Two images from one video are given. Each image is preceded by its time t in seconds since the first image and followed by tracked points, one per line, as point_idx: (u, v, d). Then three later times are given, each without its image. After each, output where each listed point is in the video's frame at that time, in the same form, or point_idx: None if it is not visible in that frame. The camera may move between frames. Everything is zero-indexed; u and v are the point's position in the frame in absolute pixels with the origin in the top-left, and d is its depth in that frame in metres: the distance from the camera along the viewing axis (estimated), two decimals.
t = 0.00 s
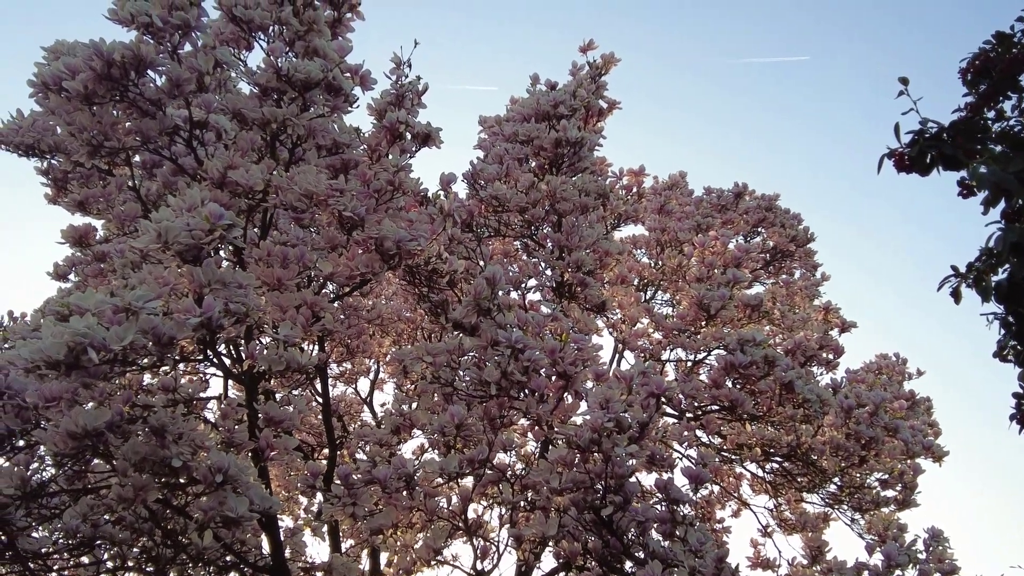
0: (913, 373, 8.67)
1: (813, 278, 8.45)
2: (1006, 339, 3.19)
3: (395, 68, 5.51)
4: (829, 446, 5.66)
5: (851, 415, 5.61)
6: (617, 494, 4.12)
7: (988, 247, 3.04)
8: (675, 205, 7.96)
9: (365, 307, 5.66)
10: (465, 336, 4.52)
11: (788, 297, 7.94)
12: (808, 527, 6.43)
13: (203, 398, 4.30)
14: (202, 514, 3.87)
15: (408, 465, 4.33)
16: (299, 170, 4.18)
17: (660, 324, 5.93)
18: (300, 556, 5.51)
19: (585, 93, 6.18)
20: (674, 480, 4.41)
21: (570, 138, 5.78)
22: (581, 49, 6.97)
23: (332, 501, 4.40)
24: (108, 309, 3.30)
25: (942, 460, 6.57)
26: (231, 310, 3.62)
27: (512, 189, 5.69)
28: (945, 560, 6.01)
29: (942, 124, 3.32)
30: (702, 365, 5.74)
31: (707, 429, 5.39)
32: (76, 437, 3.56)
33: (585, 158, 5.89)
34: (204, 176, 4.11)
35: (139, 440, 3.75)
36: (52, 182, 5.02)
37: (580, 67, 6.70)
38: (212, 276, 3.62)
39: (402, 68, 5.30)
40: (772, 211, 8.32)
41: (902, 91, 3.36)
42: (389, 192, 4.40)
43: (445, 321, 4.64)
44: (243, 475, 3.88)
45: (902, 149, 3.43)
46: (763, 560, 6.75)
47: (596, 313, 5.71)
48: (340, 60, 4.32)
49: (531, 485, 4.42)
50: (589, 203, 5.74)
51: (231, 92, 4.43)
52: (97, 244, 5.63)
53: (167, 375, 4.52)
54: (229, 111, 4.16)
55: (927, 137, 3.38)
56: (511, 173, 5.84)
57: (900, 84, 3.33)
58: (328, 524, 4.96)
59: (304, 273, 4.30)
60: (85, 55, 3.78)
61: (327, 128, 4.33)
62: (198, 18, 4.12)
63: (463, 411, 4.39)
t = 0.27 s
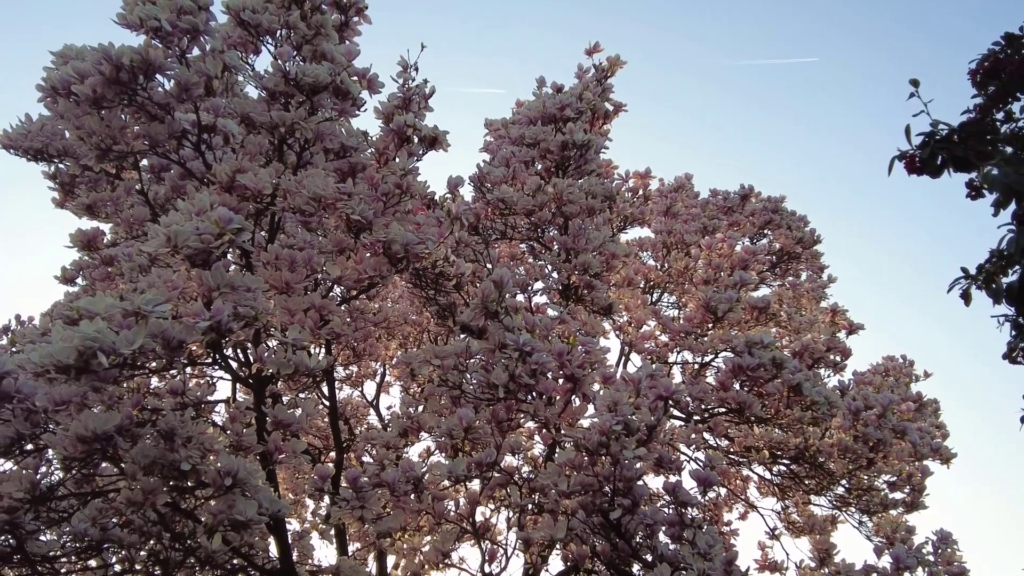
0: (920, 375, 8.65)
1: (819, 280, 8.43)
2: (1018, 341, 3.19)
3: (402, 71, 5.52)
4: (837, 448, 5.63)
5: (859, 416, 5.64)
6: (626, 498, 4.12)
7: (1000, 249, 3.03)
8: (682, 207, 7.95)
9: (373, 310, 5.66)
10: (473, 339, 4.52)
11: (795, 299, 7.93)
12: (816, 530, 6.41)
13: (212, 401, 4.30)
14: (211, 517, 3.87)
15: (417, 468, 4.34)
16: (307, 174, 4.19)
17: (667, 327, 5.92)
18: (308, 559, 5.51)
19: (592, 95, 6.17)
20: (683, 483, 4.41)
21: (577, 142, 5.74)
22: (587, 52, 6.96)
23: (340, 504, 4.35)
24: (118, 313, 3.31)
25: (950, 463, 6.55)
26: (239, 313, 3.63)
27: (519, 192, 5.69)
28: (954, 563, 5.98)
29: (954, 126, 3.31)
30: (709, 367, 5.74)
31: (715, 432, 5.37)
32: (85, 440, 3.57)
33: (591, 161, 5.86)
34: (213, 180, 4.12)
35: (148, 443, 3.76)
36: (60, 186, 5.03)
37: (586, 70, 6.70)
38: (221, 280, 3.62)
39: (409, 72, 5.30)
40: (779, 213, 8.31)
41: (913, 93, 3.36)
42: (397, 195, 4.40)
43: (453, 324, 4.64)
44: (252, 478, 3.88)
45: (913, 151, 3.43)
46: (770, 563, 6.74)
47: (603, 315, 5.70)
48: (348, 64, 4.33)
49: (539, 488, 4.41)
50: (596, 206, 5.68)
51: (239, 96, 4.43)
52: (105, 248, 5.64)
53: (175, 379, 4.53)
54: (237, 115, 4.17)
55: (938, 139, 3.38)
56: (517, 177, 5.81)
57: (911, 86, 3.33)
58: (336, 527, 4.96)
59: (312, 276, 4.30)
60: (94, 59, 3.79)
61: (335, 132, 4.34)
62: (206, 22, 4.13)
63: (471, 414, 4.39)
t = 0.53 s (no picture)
0: (928, 376, 8.63)
1: (827, 281, 8.42)
2: None
3: (409, 74, 5.52)
4: (846, 450, 5.57)
5: (868, 418, 5.63)
6: (635, 500, 4.12)
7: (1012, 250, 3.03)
8: (689, 209, 7.94)
9: (379, 312, 5.67)
10: (481, 341, 4.51)
11: (802, 301, 7.91)
12: (825, 531, 6.40)
13: (221, 404, 4.31)
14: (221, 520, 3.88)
15: (426, 471, 4.33)
16: (315, 177, 4.20)
17: (675, 329, 5.91)
18: (317, 561, 5.52)
19: (599, 98, 6.15)
20: (692, 485, 4.40)
21: (584, 145, 5.70)
22: (593, 54, 6.96)
23: (349, 506, 4.37)
24: (128, 317, 3.32)
25: (959, 464, 6.53)
26: (249, 316, 3.65)
27: (526, 194, 5.69)
28: (964, 565, 5.96)
29: (965, 127, 3.31)
30: (717, 369, 5.73)
31: (723, 434, 5.36)
32: (96, 444, 3.59)
33: (598, 163, 5.84)
34: (222, 183, 4.13)
35: (158, 446, 3.76)
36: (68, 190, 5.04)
37: (593, 72, 6.69)
38: (231, 283, 3.64)
39: (416, 75, 5.30)
40: (786, 214, 8.30)
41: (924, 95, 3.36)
42: (405, 198, 4.41)
43: (461, 326, 4.64)
44: (262, 481, 3.89)
45: (924, 152, 3.43)
46: (779, 565, 6.72)
47: (610, 317, 5.70)
48: (356, 68, 4.34)
49: (548, 490, 4.41)
50: (604, 208, 5.67)
51: (248, 99, 4.45)
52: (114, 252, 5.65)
53: (184, 382, 4.54)
54: (246, 118, 4.18)
55: (949, 140, 3.38)
56: (525, 179, 5.79)
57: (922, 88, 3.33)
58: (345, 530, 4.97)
59: (321, 279, 4.31)
60: (104, 64, 3.80)
61: (343, 135, 4.35)
62: (215, 26, 4.13)
63: (480, 416, 4.39)
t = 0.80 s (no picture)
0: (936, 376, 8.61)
1: (834, 282, 8.41)
2: None
3: (416, 77, 5.54)
4: (855, 451, 5.58)
5: (877, 419, 5.63)
6: (644, 502, 4.11)
7: None
8: (696, 210, 7.93)
9: (387, 314, 5.69)
10: (489, 343, 4.52)
11: (810, 301, 7.91)
12: (834, 533, 6.38)
13: (231, 406, 4.32)
14: (231, 522, 3.89)
15: (435, 472, 4.32)
16: (323, 180, 4.21)
17: (683, 330, 5.90)
18: (325, 563, 5.53)
19: (606, 99, 6.15)
20: (701, 487, 4.40)
21: (591, 146, 5.68)
22: (600, 55, 6.95)
23: (357, 508, 4.35)
24: (138, 319, 3.34)
25: (969, 464, 6.51)
26: (258, 319, 3.68)
27: (533, 196, 5.67)
28: (974, 566, 5.94)
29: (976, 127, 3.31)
30: (725, 371, 5.72)
31: (731, 435, 5.35)
32: (106, 446, 3.59)
33: (606, 165, 5.82)
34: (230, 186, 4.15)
35: (167, 449, 3.77)
36: (76, 193, 5.06)
37: (599, 73, 6.69)
38: (240, 285, 3.67)
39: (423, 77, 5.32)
40: (793, 214, 8.29)
41: (934, 95, 3.36)
42: (413, 201, 4.41)
43: (469, 328, 4.64)
44: (271, 483, 3.90)
45: (935, 153, 3.43)
46: (788, 566, 6.70)
47: (618, 319, 5.70)
48: (363, 70, 4.35)
49: (557, 492, 4.41)
50: (611, 209, 5.66)
51: (255, 102, 4.46)
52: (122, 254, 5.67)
53: (193, 385, 4.55)
54: (254, 121, 4.19)
55: (960, 140, 3.38)
56: (532, 181, 5.78)
57: (933, 88, 3.33)
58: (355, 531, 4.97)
59: (329, 281, 4.32)
60: (113, 67, 3.81)
61: (351, 138, 4.36)
62: (223, 30, 4.15)
63: (488, 418, 4.39)
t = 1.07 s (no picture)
0: (946, 376, 8.59)
1: (843, 283, 8.40)
2: None
3: (424, 80, 5.55)
4: (865, 452, 5.57)
5: (887, 419, 5.60)
6: (654, 504, 4.10)
7: None
8: (704, 211, 7.93)
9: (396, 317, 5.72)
10: (499, 345, 4.52)
11: (818, 302, 7.90)
12: (844, 534, 6.37)
13: (242, 408, 4.34)
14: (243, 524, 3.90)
15: (445, 474, 4.33)
16: (333, 183, 4.23)
17: (693, 332, 5.89)
18: (336, 565, 5.54)
19: (614, 101, 6.14)
20: (711, 489, 4.39)
21: (600, 148, 5.66)
22: (607, 57, 6.95)
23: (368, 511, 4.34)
24: (150, 322, 3.35)
25: (979, 466, 6.50)
26: (269, 321, 3.71)
27: (542, 198, 5.66)
28: (985, 567, 5.92)
29: (989, 128, 3.33)
30: (735, 372, 5.71)
31: (741, 437, 5.34)
32: (118, 449, 3.60)
33: (614, 166, 5.81)
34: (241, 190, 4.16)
35: (179, 451, 3.78)
36: (86, 197, 5.08)
37: (607, 75, 6.69)
38: (252, 288, 3.70)
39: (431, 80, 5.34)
40: (801, 215, 8.28)
41: (947, 97, 3.38)
42: (423, 203, 4.41)
43: (478, 330, 4.64)
44: (283, 485, 3.90)
45: (947, 155, 3.44)
46: (798, 568, 6.69)
47: (627, 320, 5.70)
48: (373, 73, 4.36)
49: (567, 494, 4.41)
50: (619, 211, 5.66)
51: (265, 106, 4.46)
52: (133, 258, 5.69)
53: (204, 388, 4.56)
54: (264, 125, 4.20)
55: (972, 142, 3.40)
56: (540, 183, 5.77)
57: (946, 90, 3.35)
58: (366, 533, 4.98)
59: (339, 284, 4.33)
60: (124, 72, 3.82)
61: (360, 141, 4.36)
62: (232, 34, 4.15)
63: (498, 420, 4.39)
